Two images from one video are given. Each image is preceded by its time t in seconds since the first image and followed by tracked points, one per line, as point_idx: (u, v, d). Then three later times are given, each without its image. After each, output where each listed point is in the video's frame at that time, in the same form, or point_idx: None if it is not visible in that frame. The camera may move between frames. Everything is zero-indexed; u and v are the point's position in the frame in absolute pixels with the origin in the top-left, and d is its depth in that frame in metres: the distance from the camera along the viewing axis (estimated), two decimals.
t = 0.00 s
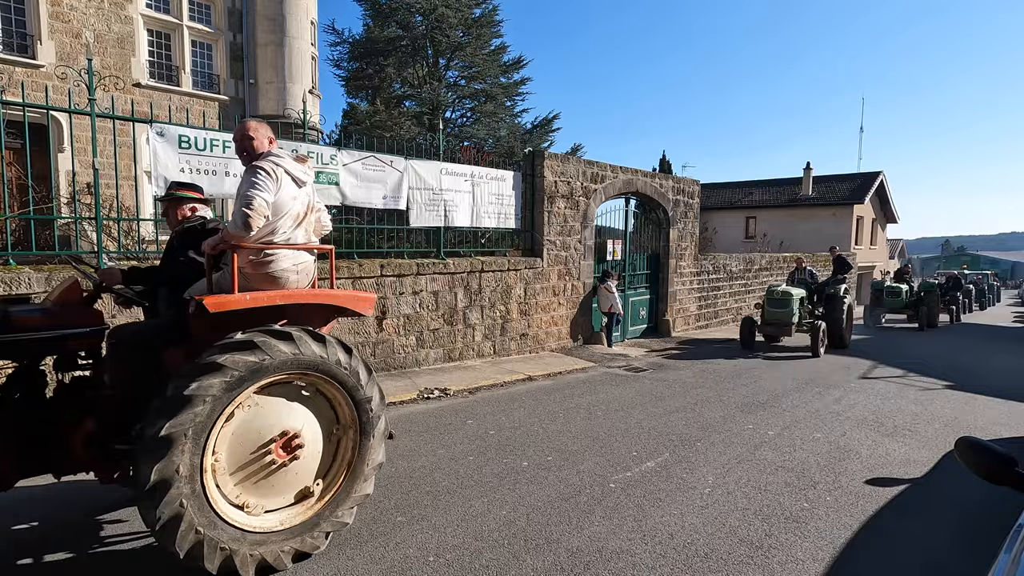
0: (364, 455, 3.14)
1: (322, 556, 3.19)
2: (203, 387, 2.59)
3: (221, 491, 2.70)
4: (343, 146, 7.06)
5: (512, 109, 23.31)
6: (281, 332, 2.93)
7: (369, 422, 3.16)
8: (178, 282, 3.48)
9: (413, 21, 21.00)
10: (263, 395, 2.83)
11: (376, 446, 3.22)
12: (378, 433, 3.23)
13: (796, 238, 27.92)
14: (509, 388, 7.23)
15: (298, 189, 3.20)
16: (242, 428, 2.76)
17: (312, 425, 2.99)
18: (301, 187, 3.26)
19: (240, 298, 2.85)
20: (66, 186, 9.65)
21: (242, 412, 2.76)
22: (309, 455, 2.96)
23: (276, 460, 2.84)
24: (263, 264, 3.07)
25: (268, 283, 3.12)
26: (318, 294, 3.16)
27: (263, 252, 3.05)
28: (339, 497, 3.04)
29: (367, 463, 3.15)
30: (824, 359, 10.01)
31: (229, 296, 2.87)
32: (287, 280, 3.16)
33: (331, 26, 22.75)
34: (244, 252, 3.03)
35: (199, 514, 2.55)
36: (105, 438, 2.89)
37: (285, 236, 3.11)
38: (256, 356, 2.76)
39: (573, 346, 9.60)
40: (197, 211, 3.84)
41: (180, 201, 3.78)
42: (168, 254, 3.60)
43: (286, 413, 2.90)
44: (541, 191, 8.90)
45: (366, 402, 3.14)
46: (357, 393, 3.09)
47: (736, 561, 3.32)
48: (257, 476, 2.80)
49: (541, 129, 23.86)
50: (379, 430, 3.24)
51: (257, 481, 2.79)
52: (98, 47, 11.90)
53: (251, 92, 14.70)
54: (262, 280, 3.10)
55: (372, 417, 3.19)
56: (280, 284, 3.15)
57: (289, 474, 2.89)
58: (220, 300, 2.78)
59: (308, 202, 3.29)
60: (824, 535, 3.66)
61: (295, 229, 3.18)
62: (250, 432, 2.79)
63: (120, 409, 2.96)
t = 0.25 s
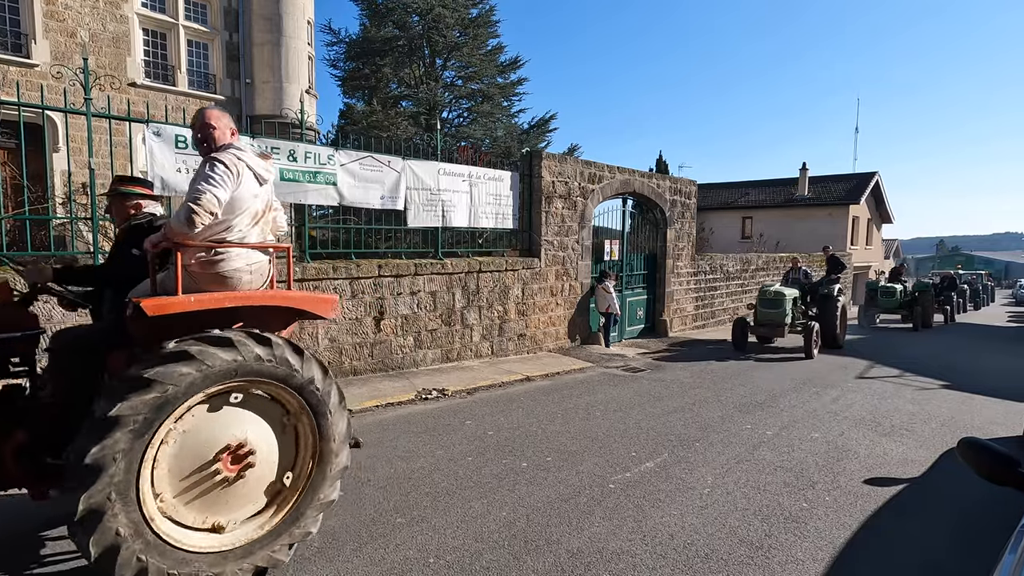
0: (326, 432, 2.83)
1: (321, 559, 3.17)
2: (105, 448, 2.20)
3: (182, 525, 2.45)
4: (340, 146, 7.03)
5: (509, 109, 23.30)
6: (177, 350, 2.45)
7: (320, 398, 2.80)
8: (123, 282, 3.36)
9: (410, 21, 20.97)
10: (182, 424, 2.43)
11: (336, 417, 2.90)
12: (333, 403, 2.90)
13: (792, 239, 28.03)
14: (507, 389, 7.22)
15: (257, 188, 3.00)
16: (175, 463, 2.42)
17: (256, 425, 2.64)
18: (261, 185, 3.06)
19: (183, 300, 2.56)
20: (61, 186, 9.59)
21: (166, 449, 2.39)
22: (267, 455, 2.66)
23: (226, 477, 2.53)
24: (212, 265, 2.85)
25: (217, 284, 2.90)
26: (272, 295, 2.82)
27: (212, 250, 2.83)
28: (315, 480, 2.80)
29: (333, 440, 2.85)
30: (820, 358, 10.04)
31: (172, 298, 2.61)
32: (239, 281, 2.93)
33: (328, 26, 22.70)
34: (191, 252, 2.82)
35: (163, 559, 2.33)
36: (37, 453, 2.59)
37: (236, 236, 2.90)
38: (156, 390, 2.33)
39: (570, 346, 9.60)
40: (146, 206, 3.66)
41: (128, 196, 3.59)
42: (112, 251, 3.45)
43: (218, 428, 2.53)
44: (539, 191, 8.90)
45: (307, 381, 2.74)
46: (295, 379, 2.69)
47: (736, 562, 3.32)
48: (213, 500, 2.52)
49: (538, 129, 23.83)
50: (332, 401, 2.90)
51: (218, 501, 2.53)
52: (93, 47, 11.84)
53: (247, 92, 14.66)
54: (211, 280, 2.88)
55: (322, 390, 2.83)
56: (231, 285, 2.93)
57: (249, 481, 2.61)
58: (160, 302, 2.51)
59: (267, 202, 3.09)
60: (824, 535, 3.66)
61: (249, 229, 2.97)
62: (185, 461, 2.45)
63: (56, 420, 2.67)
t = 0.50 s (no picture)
0: (271, 414, 2.59)
1: (320, 561, 3.15)
2: (8, 526, 1.93)
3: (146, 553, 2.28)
4: (336, 145, 7.00)
5: (504, 109, 23.28)
6: (54, 392, 2.09)
7: (251, 382, 2.52)
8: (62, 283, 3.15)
9: (404, 21, 20.88)
10: (92, 468, 2.14)
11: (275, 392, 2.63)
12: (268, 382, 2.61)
13: (785, 239, 28.18)
14: (503, 389, 7.21)
15: (190, 180, 2.74)
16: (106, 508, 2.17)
17: (184, 435, 2.37)
18: (197, 178, 2.81)
19: (114, 302, 2.33)
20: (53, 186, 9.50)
21: (86, 496, 2.14)
22: (210, 457, 2.43)
23: (168, 498, 2.31)
24: (153, 263, 2.65)
25: (160, 284, 2.69)
26: (219, 297, 2.62)
27: (151, 250, 2.64)
28: (275, 460, 2.61)
29: (281, 417, 2.63)
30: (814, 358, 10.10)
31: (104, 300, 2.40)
32: (183, 281, 2.72)
33: (322, 25, 22.61)
34: (130, 250, 2.63)
35: None
36: None
37: (175, 234, 2.67)
38: (41, 448, 2.00)
39: (566, 346, 9.61)
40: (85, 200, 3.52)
41: (66, 191, 3.47)
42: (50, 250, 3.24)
43: (140, 455, 2.24)
44: (534, 191, 8.90)
45: (227, 371, 2.44)
46: (209, 375, 2.38)
47: (733, 561, 3.33)
48: (166, 523, 2.32)
49: (533, 129, 23.81)
50: (266, 380, 2.61)
51: (176, 521, 2.34)
52: (84, 45, 11.73)
53: (241, 91, 14.59)
54: (153, 282, 2.68)
55: (250, 372, 2.53)
56: (175, 285, 2.71)
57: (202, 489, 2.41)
58: (88, 306, 2.28)
59: (206, 196, 2.83)
60: (820, 534, 3.68)
61: (187, 227, 2.73)
62: (115, 500, 2.21)
63: None
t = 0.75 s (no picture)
0: (190, 401, 2.37)
1: (317, 561, 3.13)
2: None
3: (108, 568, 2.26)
4: (331, 144, 6.96)
5: (498, 109, 23.25)
6: None
7: (146, 377, 2.25)
8: None
9: (398, 19, 20.80)
10: (2, 521, 2.01)
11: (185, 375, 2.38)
12: (165, 368, 2.32)
13: (779, 238, 28.32)
14: (499, 388, 7.21)
15: (109, 167, 2.53)
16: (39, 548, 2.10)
17: (91, 454, 2.18)
18: (117, 166, 2.59)
19: (33, 303, 2.20)
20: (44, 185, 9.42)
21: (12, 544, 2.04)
22: (136, 464, 2.29)
23: (105, 514, 2.22)
24: (79, 260, 2.48)
25: (89, 283, 2.52)
26: (158, 297, 2.52)
27: (76, 247, 2.47)
28: (215, 441, 2.47)
29: (202, 401, 2.41)
30: (808, 357, 10.15)
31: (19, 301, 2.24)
32: (114, 279, 2.56)
33: (316, 24, 22.52)
34: (53, 247, 2.46)
35: None
36: None
37: (99, 228, 2.49)
38: None
39: (562, 345, 9.62)
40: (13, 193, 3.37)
41: None
42: None
43: (48, 489, 2.09)
44: (529, 190, 8.90)
45: (111, 374, 2.17)
46: (88, 388, 2.11)
47: (731, 558, 3.34)
48: (117, 534, 2.27)
49: (528, 129, 23.78)
50: (167, 366, 2.33)
51: (125, 528, 2.28)
52: (76, 43, 11.64)
53: (234, 90, 14.51)
54: (79, 281, 2.51)
55: (139, 365, 2.24)
56: (105, 284, 2.55)
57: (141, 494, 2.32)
58: None
59: (132, 187, 2.62)
60: (816, 531, 3.69)
61: (111, 219, 2.55)
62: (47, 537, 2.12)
63: None
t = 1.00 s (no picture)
0: (69, 395, 2.14)
1: (314, 561, 3.12)
2: None
3: None
4: (325, 144, 6.94)
5: (493, 108, 23.25)
6: None
7: None
8: None
9: (392, 18, 20.75)
10: None
11: (101, 378, 2.22)
12: (72, 373, 2.16)
13: (771, 238, 28.48)
14: (495, 387, 7.21)
15: (17, 153, 2.34)
16: None
17: None
18: (29, 150, 2.40)
19: None
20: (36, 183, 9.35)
21: None
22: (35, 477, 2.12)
23: (28, 531, 2.10)
24: None
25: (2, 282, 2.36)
26: (77, 299, 2.38)
27: None
28: (125, 425, 2.27)
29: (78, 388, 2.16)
30: (801, 355, 10.21)
31: None
32: (31, 278, 2.40)
33: (309, 22, 22.44)
34: None
35: None
36: None
37: (9, 220, 2.33)
38: None
39: (556, 345, 9.63)
40: None
41: None
42: None
43: None
44: (524, 190, 8.91)
45: None
46: None
47: (726, 555, 3.36)
48: (61, 541, 2.18)
49: (523, 128, 23.75)
50: (14, 370, 2.05)
51: (65, 532, 2.20)
52: (67, 41, 11.55)
53: (227, 88, 14.43)
54: None
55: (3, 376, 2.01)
56: (20, 284, 2.39)
57: (64, 498, 2.19)
58: None
59: (47, 173, 2.43)
60: (810, 528, 3.72)
61: (24, 210, 2.37)
62: None
63: None
